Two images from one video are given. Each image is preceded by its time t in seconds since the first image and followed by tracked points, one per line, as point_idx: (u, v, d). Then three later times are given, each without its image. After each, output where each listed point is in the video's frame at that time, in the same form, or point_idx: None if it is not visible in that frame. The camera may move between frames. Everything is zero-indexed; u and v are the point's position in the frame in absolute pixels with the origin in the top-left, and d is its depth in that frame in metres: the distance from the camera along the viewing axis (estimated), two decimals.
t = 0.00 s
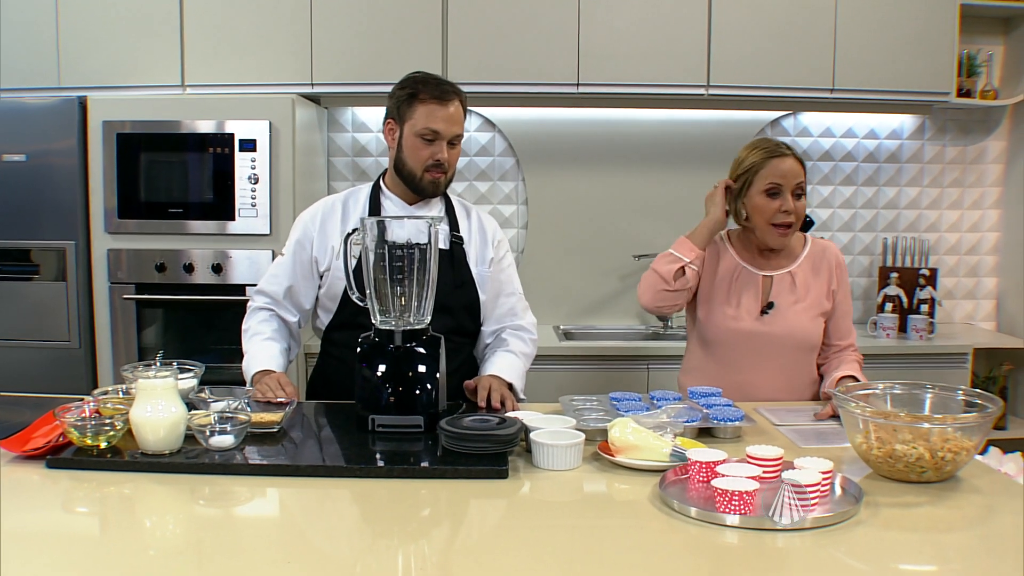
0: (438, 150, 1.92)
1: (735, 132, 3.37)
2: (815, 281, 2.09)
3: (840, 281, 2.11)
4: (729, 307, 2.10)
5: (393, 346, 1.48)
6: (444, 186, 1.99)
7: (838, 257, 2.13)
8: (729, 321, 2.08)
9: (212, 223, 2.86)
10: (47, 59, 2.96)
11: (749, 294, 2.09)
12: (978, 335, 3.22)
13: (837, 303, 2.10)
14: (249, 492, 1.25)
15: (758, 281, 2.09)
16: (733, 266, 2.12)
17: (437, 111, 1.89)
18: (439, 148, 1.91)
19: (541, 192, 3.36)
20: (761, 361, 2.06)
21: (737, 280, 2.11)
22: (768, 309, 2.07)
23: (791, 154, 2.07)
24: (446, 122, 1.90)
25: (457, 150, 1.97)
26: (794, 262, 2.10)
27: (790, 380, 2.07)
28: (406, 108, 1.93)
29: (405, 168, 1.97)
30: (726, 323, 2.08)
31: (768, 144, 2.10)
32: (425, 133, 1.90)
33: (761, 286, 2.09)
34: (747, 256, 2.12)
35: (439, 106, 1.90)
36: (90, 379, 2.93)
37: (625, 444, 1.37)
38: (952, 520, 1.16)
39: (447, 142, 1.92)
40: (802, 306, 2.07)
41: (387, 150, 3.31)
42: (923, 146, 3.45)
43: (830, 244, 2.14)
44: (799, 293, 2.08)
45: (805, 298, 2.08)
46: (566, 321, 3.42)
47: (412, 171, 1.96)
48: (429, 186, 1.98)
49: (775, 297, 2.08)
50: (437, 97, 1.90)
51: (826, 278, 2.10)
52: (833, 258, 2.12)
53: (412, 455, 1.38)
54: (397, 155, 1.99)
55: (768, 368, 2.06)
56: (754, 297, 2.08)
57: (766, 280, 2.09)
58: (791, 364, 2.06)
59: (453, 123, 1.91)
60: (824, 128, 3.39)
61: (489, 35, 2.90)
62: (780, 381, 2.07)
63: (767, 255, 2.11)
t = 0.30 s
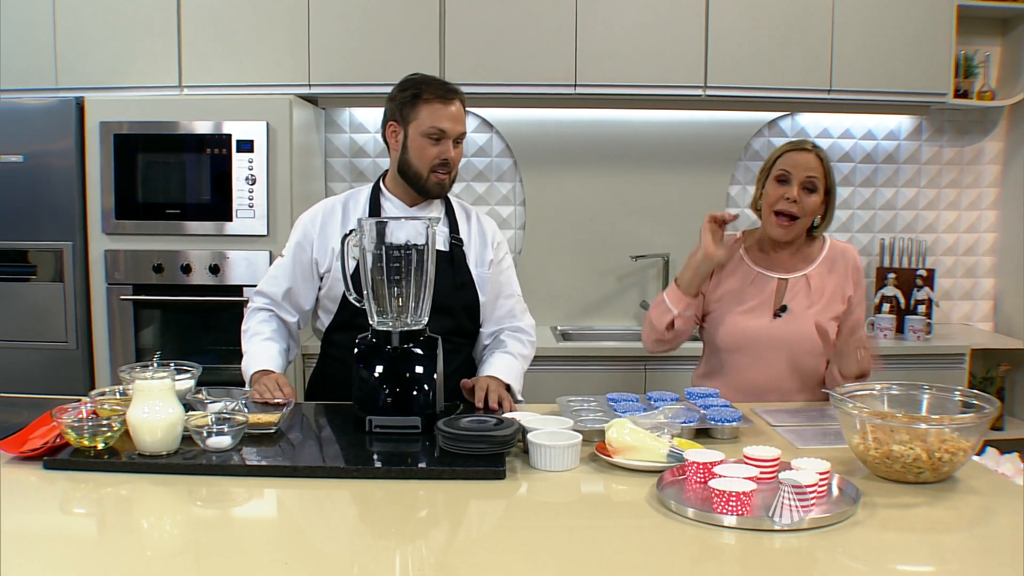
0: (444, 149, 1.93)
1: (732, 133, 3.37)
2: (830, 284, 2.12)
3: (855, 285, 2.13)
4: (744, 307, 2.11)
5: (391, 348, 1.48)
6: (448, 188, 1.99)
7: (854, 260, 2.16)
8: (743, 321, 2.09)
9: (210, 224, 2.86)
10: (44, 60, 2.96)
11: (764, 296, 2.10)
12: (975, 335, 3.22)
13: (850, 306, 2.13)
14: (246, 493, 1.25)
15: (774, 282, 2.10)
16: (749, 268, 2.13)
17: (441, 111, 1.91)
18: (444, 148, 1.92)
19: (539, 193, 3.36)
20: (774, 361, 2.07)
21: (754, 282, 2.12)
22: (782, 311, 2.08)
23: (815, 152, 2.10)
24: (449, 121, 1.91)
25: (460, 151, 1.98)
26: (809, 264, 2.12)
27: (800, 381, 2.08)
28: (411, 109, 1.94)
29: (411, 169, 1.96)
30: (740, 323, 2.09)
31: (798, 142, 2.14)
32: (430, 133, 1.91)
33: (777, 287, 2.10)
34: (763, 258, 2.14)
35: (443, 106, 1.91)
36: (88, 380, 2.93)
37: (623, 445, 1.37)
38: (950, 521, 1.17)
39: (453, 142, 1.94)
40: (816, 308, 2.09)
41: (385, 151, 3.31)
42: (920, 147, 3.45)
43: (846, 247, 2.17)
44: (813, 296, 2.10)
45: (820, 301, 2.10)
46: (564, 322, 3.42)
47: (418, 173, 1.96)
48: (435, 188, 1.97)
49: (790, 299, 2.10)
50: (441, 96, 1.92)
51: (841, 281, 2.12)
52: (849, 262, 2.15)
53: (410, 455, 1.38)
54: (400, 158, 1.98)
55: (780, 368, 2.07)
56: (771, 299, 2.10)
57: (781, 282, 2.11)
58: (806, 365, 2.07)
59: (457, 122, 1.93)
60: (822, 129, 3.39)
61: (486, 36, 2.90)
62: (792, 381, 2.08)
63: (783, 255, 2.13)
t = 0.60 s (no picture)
0: (465, 148, 1.99)
1: (733, 134, 3.37)
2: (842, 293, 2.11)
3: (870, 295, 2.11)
4: (751, 314, 2.13)
5: (391, 349, 1.48)
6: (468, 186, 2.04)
7: (871, 272, 2.12)
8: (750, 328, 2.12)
9: (210, 225, 2.86)
10: (45, 61, 2.96)
11: (771, 305, 2.12)
12: (976, 336, 3.22)
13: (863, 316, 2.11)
14: (247, 494, 1.25)
15: (782, 292, 2.11)
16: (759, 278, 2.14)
17: (459, 110, 1.98)
18: (463, 147, 1.98)
19: (540, 194, 3.36)
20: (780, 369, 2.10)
21: (763, 291, 2.13)
22: (788, 321, 2.10)
23: (830, 172, 1.99)
24: (463, 119, 1.97)
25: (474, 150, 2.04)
26: (821, 275, 2.12)
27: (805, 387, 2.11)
28: (427, 113, 1.97)
29: (434, 172, 1.97)
30: (746, 330, 2.12)
31: (818, 155, 2.02)
32: (452, 133, 1.96)
33: (785, 298, 2.11)
34: (774, 267, 2.14)
35: (457, 106, 1.98)
36: (88, 381, 2.93)
37: (624, 446, 1.38)
38: (950, 522, 1.17)
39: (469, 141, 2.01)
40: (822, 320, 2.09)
41: (385, 152, 3.31)
42: (921, 148, 3.45)
43: (864, 257, 2.13)
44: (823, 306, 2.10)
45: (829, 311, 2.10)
46: (564, 323, 3.42)
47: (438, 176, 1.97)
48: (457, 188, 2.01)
49: (798, 309, 2.10)
50: (453, 97, 1.98)
51: (855, 292, 2.11)
52: (865, 272, 2.12)
53: (411, 456, 1.38)
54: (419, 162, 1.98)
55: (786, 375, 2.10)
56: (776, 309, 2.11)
57: (791, 292, 2.11)
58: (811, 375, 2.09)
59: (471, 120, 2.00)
60: (823, 130, 3.39)
61: (485, 37, 2.90)
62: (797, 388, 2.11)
63: (794, 268, 2.13)
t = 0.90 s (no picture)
0: (464, 148, 1.98)
1: (733, 135, 3.37)
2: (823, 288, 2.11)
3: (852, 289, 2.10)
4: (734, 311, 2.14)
5: (391, 349, 1.48)
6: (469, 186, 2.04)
7: (852, 269, 2.12)
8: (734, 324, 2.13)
9: (210, 225, 2.86)
10: (46, 61, 2.96)
11: (751, 303, 2.13)
12: (976, 337, 3.22)
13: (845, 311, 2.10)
14: (247, 494, 1.25)
15: (762, 290, 2.13)
16: (739, 276, 2.16)
17: (458, 108, 1.98)
18: (462, 146, 1.98)
19: (540, 194, 3.37)
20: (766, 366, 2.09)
21: (743, 289, 2.15)
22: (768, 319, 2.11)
23: (800, 158, 2.08)
24: (461, 118, 1.97)
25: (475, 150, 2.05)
26: (801, 270, 2.13)
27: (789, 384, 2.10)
28: (427, 112, 1.98)
29: (434, 171, 1.96)
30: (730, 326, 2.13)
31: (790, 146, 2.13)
32: (451, 133, 1.96)
33: (764, 295, 2.13)
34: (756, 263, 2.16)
35: (456, 105, 1.98)
36: (88, 381, 2.93)
37: (624, 446, 1.38)
38: (951, 523, 1.16)
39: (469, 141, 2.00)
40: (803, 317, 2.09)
41: (385, 153, 3.31)
42: (921, 149, 3.46)
43: (843, 252, 2.15)
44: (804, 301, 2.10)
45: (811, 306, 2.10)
46: (564, 324, 3.42)
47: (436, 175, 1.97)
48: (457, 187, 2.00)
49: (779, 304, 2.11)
50: (452, 97, 1.99)
51: (835, 286, 2.11)
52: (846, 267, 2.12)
53: (411, 457, 1.38)
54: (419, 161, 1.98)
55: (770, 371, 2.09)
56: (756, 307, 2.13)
57: (771, 289, 2.13)
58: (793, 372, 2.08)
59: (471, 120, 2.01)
60: (823, 130, 3.40)
61: (485, 37, 2.90)
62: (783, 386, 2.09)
63: (775, 263, 2.15)
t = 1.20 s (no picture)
0: (425, 150, 1.89)
1: (733, 135, 3.37)
2: (770, 286, 2.08)
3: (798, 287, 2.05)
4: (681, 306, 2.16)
5: (392, 349, 1.48)
6: (440, 187, 1.97)
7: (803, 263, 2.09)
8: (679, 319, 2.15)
9: (211, 225, 2.86)
10: (46, 61, 2.96)
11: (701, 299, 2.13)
12: (976, 337, 3.22)
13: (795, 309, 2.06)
14: (247, 494, 1.25)
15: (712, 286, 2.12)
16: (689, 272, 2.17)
17: (422, 110, 1.86)
18: (423, 149, 1.90)
19: (540, 194, 3.37)
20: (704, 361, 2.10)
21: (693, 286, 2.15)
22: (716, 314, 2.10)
23: (719, 158, 2.06)
24: (422, 121, 1.87)
25: (452, 149, 1.93)
26: (748, 268, 2.11)
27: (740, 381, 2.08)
28: (398, 111, 1.92)
29: (399, 172, 1.96)
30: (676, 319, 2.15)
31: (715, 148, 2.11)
32: (410, 134, 1.89)
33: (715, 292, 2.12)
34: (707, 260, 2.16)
35: (422, 106, 1.87)
36: (88, 382, 2.93)
37: (624, 446, 1.38)
38: (952, 523, 1.16)
39: (436, 141, 1.89)
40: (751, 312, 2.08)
41: (385, 153, 3.31)
42: (921, 149, 3.46)
43: (795, 252, 2.11)
44: (747, 299, 2.08)
45: (754, 304, 2.08)
46: (564, 324, 3.42)
47: (401, 174, 1.97)
48: (421, 189, 1.96)
49: (723, 299, 2.10)
50: (423, 96, 1.87)
51: (781, 285, 2.08)
52: (794, 267, 2.08)
53: (411, 457, 1.38)
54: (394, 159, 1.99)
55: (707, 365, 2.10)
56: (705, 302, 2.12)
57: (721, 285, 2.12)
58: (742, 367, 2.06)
59: (439, 121, 1.87)
60: (823, 130, 3.40)
61: (485, 37, 2.90)
62: (719, 383, 2.09)
63: (724, 261, 2.14)
